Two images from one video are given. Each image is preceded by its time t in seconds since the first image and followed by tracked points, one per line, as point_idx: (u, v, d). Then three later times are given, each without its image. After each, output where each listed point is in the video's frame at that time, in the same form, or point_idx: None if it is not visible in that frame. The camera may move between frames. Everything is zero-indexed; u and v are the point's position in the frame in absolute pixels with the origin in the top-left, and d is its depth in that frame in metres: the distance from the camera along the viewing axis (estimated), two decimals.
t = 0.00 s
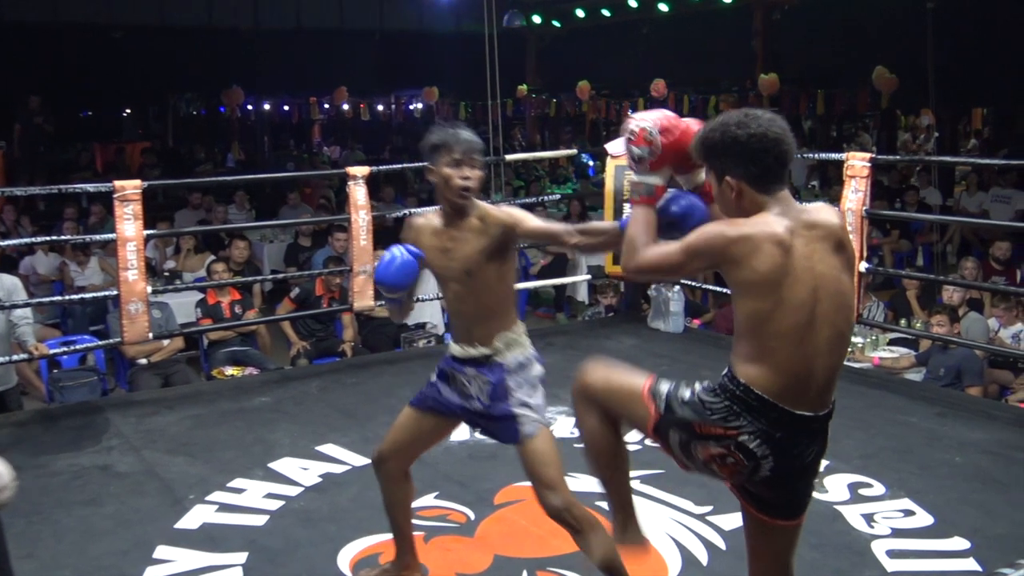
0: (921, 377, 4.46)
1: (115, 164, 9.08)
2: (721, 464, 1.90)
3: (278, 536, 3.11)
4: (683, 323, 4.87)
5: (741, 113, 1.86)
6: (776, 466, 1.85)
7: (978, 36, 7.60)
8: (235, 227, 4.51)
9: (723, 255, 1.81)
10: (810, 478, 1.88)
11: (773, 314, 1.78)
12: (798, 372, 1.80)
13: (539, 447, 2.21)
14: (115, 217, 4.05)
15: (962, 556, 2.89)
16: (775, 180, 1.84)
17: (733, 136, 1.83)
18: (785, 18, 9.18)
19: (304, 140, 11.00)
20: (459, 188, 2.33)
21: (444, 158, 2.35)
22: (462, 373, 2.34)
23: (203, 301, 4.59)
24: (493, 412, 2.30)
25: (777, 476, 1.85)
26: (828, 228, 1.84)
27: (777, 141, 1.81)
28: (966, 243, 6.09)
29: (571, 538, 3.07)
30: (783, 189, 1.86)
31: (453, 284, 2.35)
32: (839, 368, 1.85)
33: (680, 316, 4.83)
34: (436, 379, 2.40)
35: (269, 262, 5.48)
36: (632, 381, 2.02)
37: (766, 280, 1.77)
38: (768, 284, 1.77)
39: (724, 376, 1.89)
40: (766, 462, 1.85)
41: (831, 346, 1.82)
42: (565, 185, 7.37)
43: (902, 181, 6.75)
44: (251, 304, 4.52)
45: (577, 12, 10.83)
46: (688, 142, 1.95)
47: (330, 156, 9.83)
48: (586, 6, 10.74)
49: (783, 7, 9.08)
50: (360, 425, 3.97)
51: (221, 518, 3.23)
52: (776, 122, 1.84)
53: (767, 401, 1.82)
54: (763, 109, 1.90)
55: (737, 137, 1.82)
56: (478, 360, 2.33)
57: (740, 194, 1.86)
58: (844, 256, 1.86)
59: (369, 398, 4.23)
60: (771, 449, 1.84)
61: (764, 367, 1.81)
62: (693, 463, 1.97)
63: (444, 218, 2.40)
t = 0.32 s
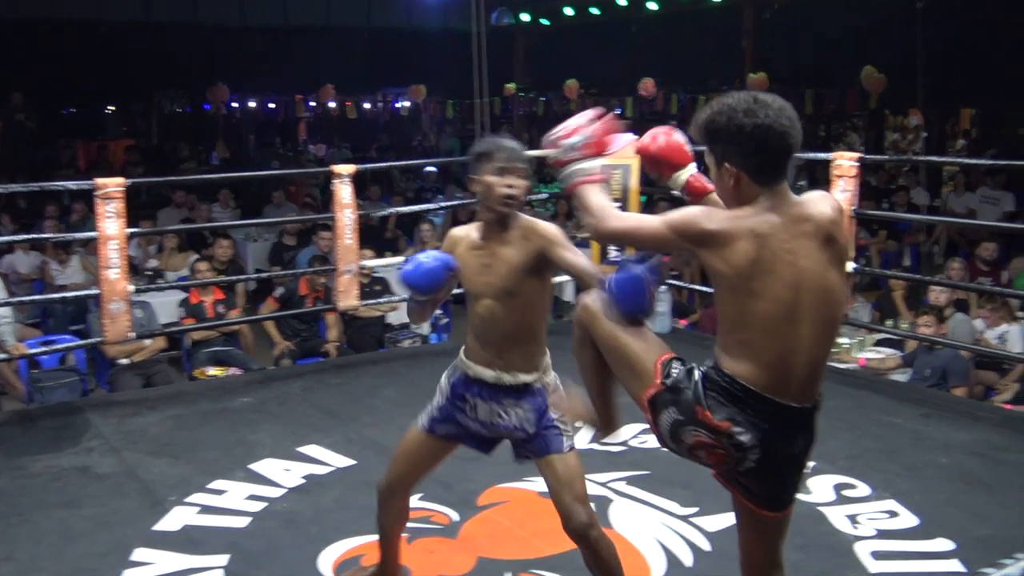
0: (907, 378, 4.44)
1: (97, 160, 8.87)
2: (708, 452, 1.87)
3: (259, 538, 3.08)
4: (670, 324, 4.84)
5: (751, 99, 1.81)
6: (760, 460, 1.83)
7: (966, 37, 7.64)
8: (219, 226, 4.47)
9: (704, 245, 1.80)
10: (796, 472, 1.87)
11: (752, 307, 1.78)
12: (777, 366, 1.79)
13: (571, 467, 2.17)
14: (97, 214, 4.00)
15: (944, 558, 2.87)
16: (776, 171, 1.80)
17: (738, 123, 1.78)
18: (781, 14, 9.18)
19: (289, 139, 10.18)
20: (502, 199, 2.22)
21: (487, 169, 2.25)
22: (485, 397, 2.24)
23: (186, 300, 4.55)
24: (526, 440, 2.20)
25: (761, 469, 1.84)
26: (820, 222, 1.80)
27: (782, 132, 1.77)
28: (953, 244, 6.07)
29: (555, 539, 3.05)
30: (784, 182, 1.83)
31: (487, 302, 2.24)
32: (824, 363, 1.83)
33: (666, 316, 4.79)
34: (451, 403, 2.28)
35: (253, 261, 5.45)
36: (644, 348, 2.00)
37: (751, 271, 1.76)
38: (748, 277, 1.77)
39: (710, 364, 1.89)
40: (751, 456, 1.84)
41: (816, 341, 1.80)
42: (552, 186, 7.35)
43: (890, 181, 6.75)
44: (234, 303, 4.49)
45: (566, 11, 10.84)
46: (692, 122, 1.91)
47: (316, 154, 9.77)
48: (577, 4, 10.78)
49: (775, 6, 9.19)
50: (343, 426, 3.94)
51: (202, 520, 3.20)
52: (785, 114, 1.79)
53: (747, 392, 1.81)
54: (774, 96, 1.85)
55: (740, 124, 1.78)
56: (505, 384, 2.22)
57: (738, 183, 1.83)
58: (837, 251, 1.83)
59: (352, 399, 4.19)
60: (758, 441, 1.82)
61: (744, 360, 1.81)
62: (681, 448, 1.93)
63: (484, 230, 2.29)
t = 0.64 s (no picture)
0: (862, 377, 4.48)
1: (53, 156, 8.43)
2: (660, 445, 1.87)
3: (213, 540, 3.04)
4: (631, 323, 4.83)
5: (729, 88, 1.79)
6: (713, 451, 1.83)
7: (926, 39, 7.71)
8: (175, 223, 4.40)
9: (676, 239, 1.78)
10: (750, 463, 1.86)
11: (722, 301, 1.77)
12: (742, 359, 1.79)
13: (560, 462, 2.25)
14: (49, 211, 3.93)
15: (896, 555, 2.89)
16: (751, 164, 1.78)
17: (713, 114, 1.77)
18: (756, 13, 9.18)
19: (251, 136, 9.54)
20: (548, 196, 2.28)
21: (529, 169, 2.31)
22: (483, 409, 2.22)
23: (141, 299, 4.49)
24: (522, 441, 2.22)
25: (715, 461, 1.83)
26: (789, 217, 1.81)
27: (757, 124, 1.75)
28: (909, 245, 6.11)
29: (513, 539, 3.04)
30: (755, 177, 1.82)
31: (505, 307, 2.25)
32: (785, 358, 1.83)
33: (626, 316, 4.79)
34: (449, 427, 2.24)
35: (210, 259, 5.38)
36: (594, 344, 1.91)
37: (717, 267, 1.76)
38: (718, 269, 1.76)
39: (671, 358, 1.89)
40: (704, 448, 1.83)
41: (780, 335, 1.80)
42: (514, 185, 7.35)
43: (848, 183, 6.80)
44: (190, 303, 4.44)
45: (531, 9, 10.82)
46: (669, 108, 1.88)
47: (278, 150, 9.64)
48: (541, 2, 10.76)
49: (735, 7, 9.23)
50: (300, 426, 3.91)
51: (155, 523, 3.15)
52: (760, 106, 1.77)
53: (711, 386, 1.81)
54: (752, 85, 1.83)
55: (715, 114, 1.76)
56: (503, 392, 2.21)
57: (709, 175, 1.82)
58: (801, 248, 1.83)
59: (309, 399, 4.16)
60: (710, 433, 1.82)
61: (710, 354, 1.80)
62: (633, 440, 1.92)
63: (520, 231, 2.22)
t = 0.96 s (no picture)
0: (831, 374, 4.51)
1: (12, 152, 8.41)
2: (655, 458, 1.84)
3: (182, 542, 3.00)
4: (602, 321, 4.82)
5: (707, 81, 1.70)
6: (709, 457, 1.82)
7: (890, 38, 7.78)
8: (142, 221, 4.33)
9: (714, 265, 1.62)
10: (740, 466, 1.86)
11: (747, 313, 1.68)
12: (757, 364, 1.75)
13: (530, 438, 2.23)
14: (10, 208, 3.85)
15: (865, 551, 2.91)
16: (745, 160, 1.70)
17: (693, 109, 1.68)
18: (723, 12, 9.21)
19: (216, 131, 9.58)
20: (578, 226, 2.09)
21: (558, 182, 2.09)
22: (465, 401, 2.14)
23: (105, 298, 4.43)
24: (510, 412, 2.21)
25: (710, 466, 1.82)
26: (782, 210, 1.76)
27: (748, 117, 1.67)
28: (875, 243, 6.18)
29: (485, 539, 3.03)
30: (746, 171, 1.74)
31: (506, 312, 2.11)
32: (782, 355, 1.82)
33: (597, 313, 4.82)
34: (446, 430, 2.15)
35: (177, 257, 5.32)
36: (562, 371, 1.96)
37: (747, 279, 1.65)
38: (746, 282, 1.66)
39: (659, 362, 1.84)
40: (699, 455, 1.82)
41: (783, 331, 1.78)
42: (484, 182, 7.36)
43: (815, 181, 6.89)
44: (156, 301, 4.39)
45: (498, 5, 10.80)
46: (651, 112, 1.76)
47: (242, 146, 9.62)
48: None
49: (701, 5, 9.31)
50: (268, 426, 3.86)
51: (122, 525, 3.10)
52: (742, 95, 1.68)
53: (721, 396, 1.77)
54: (726, 76, 1.74)
55: (704, 112, 1.67)
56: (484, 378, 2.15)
57: (699, 174, 1.73)
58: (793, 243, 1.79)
59: (278, 398, 4.11)
60: (704, 439, 1.80)
61: (728, 366, 1.73)
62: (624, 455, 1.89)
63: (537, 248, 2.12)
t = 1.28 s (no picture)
0: (816, 371, 4.50)
1: None
2: (666, 480, 1.73)
3: (164, 543, 2.96)
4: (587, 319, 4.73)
5: (706, 92, 1.61)
6: (721, 477, 1.73)
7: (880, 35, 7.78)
8: (122, 219, 4.28)
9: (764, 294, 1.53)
10: (742, 483, 1.79)
11: (784, 333, 1.62)
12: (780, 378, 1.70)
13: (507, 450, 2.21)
14: None
15: (852, 548, 2.91)
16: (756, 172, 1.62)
17: (701, 124, 1.59)
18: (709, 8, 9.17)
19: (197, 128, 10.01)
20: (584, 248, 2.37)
21: (573, 206, 2.34)
22: (465, 396, 2.27)
23: (85, 297, 4.38)
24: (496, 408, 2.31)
25: (721, 486, 1.74)
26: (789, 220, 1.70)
27: (760, 125, 1.60)
28: (861, 239, 6.22)
29: (471, 539, 3.01)
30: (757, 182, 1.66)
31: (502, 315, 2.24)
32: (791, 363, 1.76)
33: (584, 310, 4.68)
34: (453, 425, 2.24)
35: (157, 255, 5.27)
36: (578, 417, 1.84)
37: (781, 297, 1.57)
38: (786, 304, 1.58)
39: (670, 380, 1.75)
40: (710, 476, 1.73)
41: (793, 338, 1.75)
42: (469, 178, 7.35)
43: (801, 178, 6.91)
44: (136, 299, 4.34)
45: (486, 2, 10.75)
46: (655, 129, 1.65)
47: (225, 143, 9.55)
48: None
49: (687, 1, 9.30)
50: (252, 425, 3.83)
51: (102, 526, 3.06)
52: (747, 100, 1.60)
53: (742, 415, 1.69)
54: (718, 83, 1.65)
55: (720, 128, 1.58)
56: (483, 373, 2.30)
57: (713, 189, 1.63)
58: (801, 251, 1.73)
59: (261, 398, 4.07)
60: (719, 459, 1.71)
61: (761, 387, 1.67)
62: (634, 479, 1.75)
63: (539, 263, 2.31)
